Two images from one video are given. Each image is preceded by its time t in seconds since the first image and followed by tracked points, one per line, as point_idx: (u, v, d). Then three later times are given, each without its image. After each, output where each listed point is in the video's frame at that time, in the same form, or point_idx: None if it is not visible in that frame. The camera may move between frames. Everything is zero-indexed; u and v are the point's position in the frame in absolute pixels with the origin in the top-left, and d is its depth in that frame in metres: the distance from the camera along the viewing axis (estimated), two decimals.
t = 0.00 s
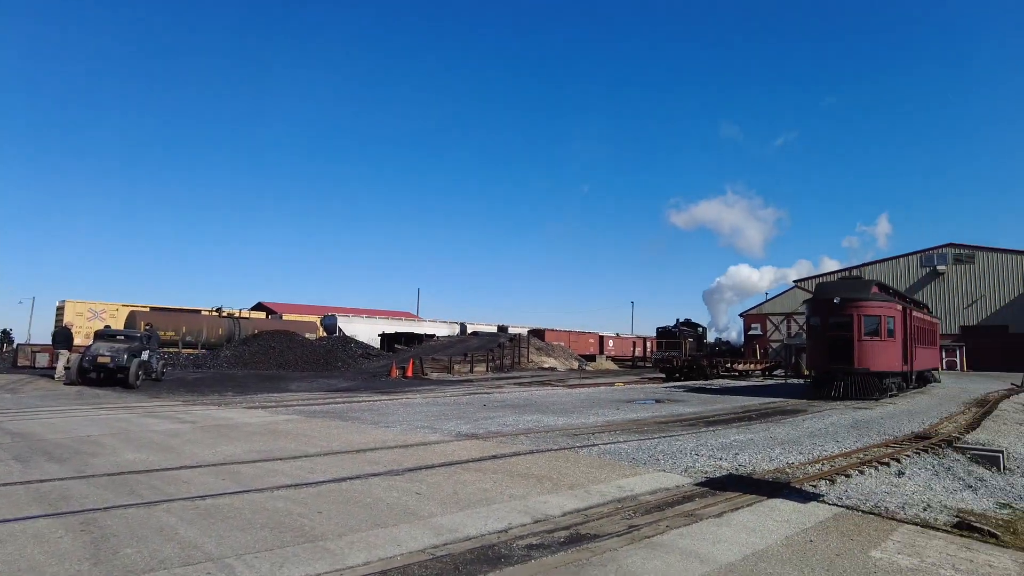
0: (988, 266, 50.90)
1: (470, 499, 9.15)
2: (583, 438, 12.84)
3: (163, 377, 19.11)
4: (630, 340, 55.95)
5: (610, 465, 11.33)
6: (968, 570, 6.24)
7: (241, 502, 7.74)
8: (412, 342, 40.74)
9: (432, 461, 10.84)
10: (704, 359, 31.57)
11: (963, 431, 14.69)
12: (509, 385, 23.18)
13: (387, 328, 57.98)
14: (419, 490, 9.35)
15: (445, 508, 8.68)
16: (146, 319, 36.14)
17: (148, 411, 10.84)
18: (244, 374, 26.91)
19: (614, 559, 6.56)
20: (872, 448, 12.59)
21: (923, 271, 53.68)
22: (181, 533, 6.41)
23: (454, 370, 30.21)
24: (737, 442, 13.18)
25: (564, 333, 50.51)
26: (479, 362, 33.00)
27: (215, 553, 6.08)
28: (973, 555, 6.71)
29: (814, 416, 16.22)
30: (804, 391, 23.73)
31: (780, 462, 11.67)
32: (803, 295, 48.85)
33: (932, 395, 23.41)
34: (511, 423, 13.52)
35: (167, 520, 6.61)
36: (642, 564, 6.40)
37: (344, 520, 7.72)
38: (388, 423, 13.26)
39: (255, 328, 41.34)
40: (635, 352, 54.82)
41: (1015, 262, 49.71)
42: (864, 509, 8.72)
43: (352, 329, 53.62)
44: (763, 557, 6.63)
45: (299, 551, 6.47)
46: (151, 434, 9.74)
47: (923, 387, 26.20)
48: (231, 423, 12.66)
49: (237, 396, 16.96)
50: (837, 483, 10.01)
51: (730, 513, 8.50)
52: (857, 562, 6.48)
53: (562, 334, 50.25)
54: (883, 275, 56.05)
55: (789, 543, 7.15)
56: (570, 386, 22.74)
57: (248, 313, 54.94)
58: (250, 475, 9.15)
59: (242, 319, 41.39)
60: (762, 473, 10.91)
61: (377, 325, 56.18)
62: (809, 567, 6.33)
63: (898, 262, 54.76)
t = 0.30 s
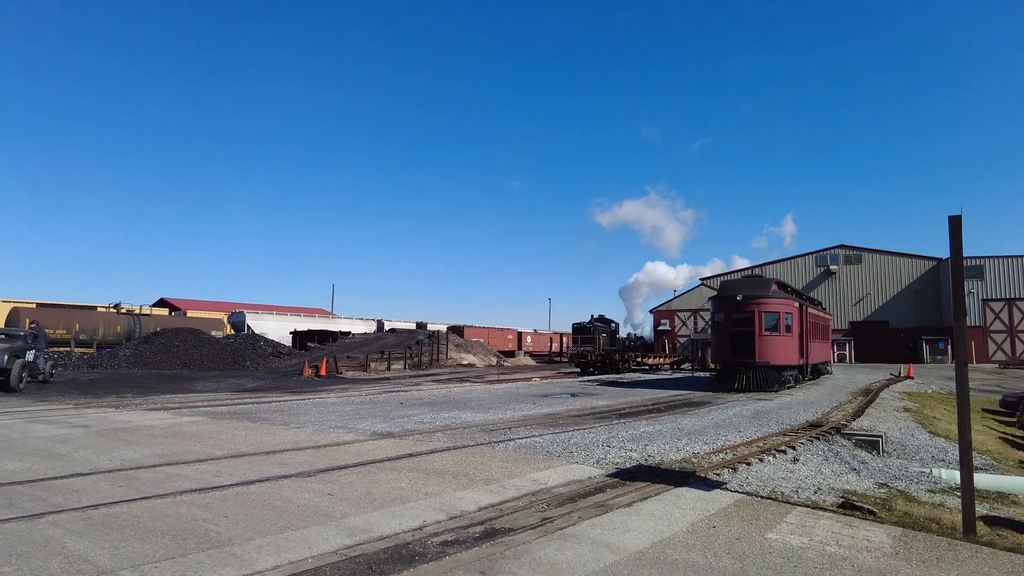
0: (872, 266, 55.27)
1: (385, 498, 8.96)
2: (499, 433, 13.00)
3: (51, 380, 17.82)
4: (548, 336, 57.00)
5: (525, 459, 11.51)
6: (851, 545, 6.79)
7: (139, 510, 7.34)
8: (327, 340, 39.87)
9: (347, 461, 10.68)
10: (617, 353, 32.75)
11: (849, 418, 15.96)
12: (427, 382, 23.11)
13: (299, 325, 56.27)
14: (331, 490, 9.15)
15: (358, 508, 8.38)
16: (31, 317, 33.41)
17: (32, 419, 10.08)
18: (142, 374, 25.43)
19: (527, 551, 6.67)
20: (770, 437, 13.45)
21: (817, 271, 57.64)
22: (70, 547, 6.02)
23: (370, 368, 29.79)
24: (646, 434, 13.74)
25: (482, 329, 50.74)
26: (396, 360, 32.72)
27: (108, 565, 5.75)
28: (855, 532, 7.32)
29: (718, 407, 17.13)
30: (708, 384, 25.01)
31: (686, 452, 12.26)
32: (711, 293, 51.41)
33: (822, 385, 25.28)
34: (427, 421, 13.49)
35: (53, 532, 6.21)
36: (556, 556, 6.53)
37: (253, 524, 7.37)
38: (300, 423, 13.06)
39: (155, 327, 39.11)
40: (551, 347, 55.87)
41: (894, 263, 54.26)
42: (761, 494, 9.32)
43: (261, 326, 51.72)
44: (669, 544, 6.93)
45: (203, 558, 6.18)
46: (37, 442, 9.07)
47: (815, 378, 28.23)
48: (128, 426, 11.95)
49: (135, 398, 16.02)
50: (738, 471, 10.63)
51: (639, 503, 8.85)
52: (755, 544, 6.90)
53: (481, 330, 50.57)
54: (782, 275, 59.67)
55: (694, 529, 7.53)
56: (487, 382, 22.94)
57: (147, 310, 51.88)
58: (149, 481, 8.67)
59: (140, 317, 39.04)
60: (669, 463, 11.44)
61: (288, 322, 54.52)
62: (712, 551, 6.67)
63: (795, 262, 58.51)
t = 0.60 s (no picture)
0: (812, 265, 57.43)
1: (333, 498, 8.77)
2: (451, 431, 12.95)
3: None
4: (499, 333, 57.17)
5: (476, 456, 11.50)
6: (792, 534, 7.05)
7: (72, 517, 7.01)
8: (273, 338, 38.96)
9: (294, 461, 10.46)
10: (568, 350, 33.10)
11: (790, 411, 16.56)
12: (377, 379, 22.82)
13: (244, 323, 54.68)
14: (278, 491, 8.92)
15: (306, 509, 8.17)
16: None
17: None
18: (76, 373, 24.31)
19: (478, 548, 6.68)
20: (715, 430, 13.84)
21: (761, 269, 59.52)
22: None
23: (318, 366, 29.29)
24: (597, 429, 13.93)
25: (433, 326, 50.43)
26: (345, 357, 32.23)
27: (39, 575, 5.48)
28: (795, 520, 7.60)
29: (666, 402, 17.52)
30: (656, 379, 25.55)
31: (635, 445, 12.49)
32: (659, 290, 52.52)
33: (765, 380, 26.17)
34: (377, 419, 13.33)
35: None
36: (508, 552, 6.55)
37: (196, 527, 7.10)
38: (245, 423, 12.70)
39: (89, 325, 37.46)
40: (503, 344, 55.97)
41: (833, 262, 56.54)
42: (707, 486, 9.59)
43: (204, 324, 50.07)
44: (618, 537, 7.06)
45: (142, 564, 5.94)
46: None
47: (758, 372, 29.20)
48: (59, 428, 11.39)
49: (67, 398, 15.28)
50: (684, 464, 10.90)
51: (588, 497, 8.97)
52: (701, 535, 7.09)
53: (433, 327, 50.35)
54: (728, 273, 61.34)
55: (642, 522, 7.68)
56: (438, 379, 22.83)
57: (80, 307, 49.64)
58: (83, 486, 8.30)
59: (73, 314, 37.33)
60: (619, 457, 11.63)
61: (232, 318, 52.88)
62: (660, 543, 6.82)
63: (740, 260, 60.27)
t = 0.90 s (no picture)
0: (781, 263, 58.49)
1: (304, 499, 8.66)
2: (424, 429, 12.89)
3: None
4: (473, 330, 57.13)
5: (449, 454, 11.47)
6: (760, 528, 7.17)
7: (32, 522, 6.81)
8: (243, 336, 38.34)
9: (263, 461, 10.32)
10: (541, 347, 33.20)
11: (760, 407, 16.85)
12: (349, 378, 22.60)
13: (212, 321, 53.69)
14: (248, 492, 8.78)
15: (276, 509, 8.07)
16: None
17: None
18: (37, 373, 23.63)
19: (452, 546, 6.66)
20: (687, 426, 14.02)
21: (731, 267, 60.40)
22: None
23: (289, 365, 28.94)
24: (570, 426, 14.00)
25: (406, 324, 50.14)
26: (317, 356, 31.87)
27: None
28: (764, 514, 7.73)
29: (638, 398, 17.68)
30: (629, 376, 25.79)
31: (608, 442, 12.59)
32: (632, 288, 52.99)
33: (735, 376, 26.59)
34: (349, 418, 13.20)
35: None
36: (481, 550, 6.55)
37: (163, 530, 6.96)
38: (214, 422, 12.48)
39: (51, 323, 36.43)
40: (477, 342, 55.96)
41: (801, 260, 57.63)
42: (678, 481, 9.71)
43: (171, 322, 49.06)
44: (591, 533, 7.10)
45: (107, 568, 5.80)
46: None
47: (728, 369, 29.66)
48: (19, 430, 11.05)
49: (27, 399, 14.85)
50: (656, 460, 11.02)
51: (561, 494, 9.02)
52: (673, 530, 7.17)
53: (406, 325, 50.10)
54: (699, 272, 62.11)
55: (614, 518, 7.74)
56: (412, 377, 22.71)
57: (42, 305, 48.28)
58: (44, 489, 8.06)
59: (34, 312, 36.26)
60: (592, 453, 11.71)
61: (201, 317, 51.90)
62: (632, 538, 6.89)
63: (711, 258, 61.08)
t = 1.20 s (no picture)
0: (763, 262, 59.08)
1: (287, 499, 8.59)
2: (408, 429, 12.86)
3: None
4: (458, 329, 57.05)
5: (433, 453, 11.44)
6: (743, 524, 7.24)
7: (8, 525, 6.70)
8: (224, 335, 37.96)
9: (245, 461, 10.23)
10: (525, 346, 33.24)
11: (742, 404, 17.03)
12: (333, 377, 22.47)
13: (194, 320, 53.07)
14: (230, 493, 8.70)
15: (259, 509, 8.01)
16: None
17: None
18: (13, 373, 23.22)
19: (435, 546, 6.65)
20: (670, 424, 14.12)
21: (714, 266, 60.93)
22: None
23: (272, 365, 28.71)
24: (554, 424, 14.03)
25: (390, 323, 49.96)
26: (300, 355, 31.64)
27: None
28: (745, 511, 7.81)
29: (621, 396, 17.77)
30: (612, 375, 25.93)
31: (592, 440, 12.65)
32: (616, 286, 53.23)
33: (717, 374, 26.83)
34: (332, 418, 13.13)
35: None
36: (465, 548, 6.55)
37: (144, 532, 6.87)
38: (195, 423, 12.36)
39: (27, 322, 35.79)
40: (462, 341, 55.90)
41: (782, 259, 58.27)
42: (661, 479, 9.79)
43: (151, 321, 48.44)
44: (575, 531, 7.13)
45: (85, 571, 5.72)
46: None
47: (711, 367, 29.92)
48: None
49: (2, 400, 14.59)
50: (640, 457, 11.08)
51: (545, 492, 9.04)
52: (656, 527, 7.22)
53: (390, 325, 49.94)
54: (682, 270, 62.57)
55: (598, 516, 7.78)
56: (396, 376, 22.65)
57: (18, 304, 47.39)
58: (19, 492, 7.92)
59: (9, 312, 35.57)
60: (576, 451, 11.76)
61: (182, 316, 51.26)
62: (616, 536, 6.92)
63: (693, 257, 61.56)
